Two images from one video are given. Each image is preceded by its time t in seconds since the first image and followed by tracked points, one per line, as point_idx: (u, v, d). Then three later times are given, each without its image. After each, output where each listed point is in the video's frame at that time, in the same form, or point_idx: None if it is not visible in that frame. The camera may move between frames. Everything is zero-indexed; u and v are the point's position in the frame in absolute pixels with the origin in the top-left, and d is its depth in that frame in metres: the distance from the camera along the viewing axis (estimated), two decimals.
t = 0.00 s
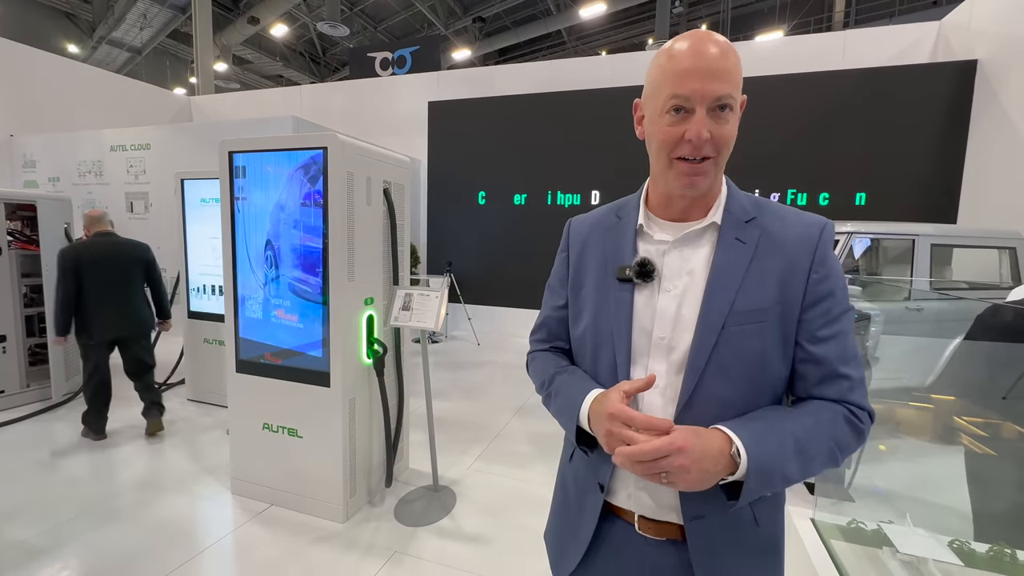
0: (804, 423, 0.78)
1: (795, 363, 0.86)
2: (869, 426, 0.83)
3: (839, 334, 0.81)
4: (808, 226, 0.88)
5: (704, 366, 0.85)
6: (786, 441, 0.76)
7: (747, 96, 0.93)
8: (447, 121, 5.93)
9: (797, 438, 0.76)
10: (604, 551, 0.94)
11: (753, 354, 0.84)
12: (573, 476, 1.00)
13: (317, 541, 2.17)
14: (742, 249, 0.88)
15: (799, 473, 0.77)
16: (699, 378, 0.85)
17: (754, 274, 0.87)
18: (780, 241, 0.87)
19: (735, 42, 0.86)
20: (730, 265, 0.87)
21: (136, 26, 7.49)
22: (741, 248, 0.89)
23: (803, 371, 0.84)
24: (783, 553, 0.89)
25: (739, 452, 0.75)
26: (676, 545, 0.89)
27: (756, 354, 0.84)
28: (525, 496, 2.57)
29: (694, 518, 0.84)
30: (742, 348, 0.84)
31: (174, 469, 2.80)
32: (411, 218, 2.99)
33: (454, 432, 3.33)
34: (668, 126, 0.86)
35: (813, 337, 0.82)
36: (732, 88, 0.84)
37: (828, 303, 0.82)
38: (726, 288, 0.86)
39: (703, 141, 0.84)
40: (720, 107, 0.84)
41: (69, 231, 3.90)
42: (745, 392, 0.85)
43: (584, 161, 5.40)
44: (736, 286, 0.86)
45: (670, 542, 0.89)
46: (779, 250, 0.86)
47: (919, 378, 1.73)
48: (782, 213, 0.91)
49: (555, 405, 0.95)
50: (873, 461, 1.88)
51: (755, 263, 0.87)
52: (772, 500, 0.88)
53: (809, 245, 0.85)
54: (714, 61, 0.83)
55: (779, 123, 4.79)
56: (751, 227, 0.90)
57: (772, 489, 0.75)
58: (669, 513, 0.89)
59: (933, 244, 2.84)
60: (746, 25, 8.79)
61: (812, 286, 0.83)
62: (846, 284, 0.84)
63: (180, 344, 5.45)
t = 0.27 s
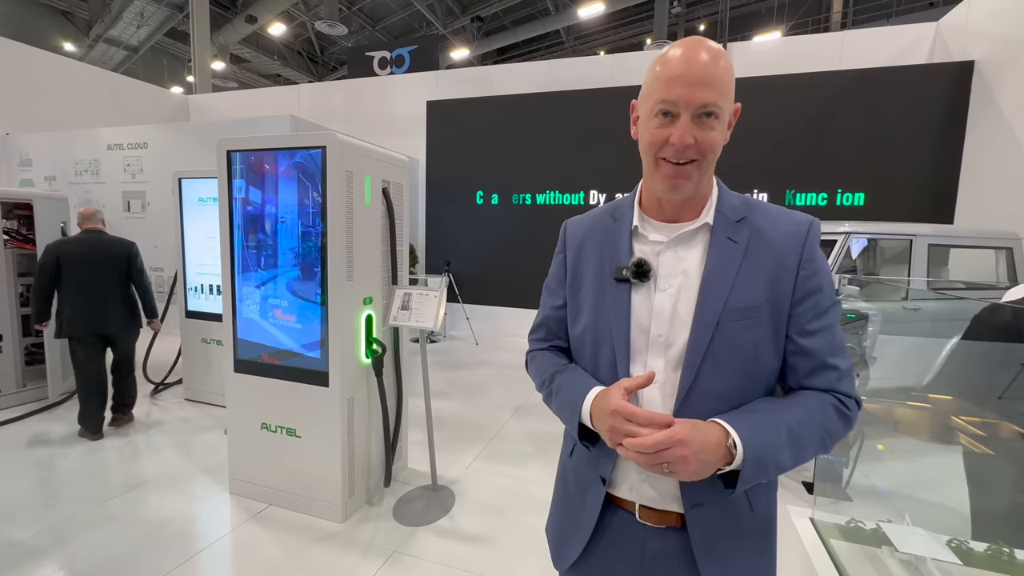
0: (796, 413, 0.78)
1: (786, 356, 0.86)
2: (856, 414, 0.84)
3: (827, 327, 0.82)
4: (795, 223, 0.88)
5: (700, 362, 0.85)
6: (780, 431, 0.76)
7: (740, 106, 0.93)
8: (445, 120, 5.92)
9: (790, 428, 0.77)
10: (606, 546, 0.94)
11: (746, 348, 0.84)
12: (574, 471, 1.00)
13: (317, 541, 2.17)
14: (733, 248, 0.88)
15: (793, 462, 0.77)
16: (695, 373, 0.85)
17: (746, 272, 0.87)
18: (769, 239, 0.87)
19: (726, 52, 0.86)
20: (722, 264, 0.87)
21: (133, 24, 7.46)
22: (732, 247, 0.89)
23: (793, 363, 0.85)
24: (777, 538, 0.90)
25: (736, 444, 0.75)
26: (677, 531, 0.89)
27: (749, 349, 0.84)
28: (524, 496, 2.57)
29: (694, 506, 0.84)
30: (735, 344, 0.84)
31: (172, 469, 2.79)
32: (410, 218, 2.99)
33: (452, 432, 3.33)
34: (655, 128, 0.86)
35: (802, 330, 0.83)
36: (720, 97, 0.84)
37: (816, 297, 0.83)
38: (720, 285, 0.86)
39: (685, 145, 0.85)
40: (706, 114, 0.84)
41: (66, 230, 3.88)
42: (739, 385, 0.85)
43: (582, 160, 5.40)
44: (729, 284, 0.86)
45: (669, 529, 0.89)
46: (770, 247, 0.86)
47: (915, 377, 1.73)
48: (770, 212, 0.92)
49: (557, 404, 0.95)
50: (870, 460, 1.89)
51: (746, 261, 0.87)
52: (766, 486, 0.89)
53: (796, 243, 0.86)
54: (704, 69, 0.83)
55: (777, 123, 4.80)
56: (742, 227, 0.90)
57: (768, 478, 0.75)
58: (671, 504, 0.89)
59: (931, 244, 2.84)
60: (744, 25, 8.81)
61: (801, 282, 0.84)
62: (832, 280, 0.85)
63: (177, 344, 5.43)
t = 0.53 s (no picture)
0: (785, 405, 0.79)
1: (776, 349, 0.87)
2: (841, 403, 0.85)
3: (814, 321, 0.83)
4: (783, 221, 0.89)
5: (694, 357, 0.85)
6: (771, 423, 0.76)
7: (733, 111, 0.93)
8: (441, 119, 5.91)
9: (781, 420, 0.77)
10: (604, 539, 0.94)
11: (738, 343, 0.85)
12: (573, 464, 1.00)
13: (312, 540, 2.16)
14: (725, 246, 0.88)
15: (783, 451, 0.78)
16: (689, 368, 0.85)
17: (737, 268, 0.87)
18: (759, 237, 0.88)
19: (720, 55, 0.86)
20: (714, 261, 0.87)
21: (126, 21, 7.40)
22: (723, 245, 0.89)
23: (783, 356, 0.85)
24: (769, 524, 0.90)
25: (730, 437, 0.75)
26: (674, 520, 0.89)
27: (740, 343, 0.85)
28: (521, 495, 2.56)
29: (690, 494, 0.84)
30: (727, 339, 0.84)
31: (166, 469, 2.77)
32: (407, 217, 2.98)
33: (449, 431, 3.32)
34: (644, 129, 0.87)
35: (791, 324, 0.84)
36: (710, 99, 0.84)
37: (804, 293, 0.84)
38: (712, 282, 0.86)
39: (671, 146, 0.85)
40: (693, 116, 0.84)
41: (58, 228, 3.84)
42: (732, 378, 0.85)
43: (579, 160, 5.40)
44: (721, 281, 0.86)
45: (666, 517, 0.89)
46: (760, 244, 0.87)
47: (909, 375, 1.75)
48: (760, 209, 0.92)
49: (556, 401, 0.95)
50: (865, 458, 1.88)
51: (737, 258, 0.88)
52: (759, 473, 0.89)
53: (785, 240, 0.87)
54: (695, 72, 0.83)
55: (773, 123, 4.82)
56: (733, 225, 0.90)
57: (760, 468, 0.76)
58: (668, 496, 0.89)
59: (924, 244, 2.86)
60: (740, 26, 8.84)
61: (790, 278, 0.84)
62: (819, 275, 0.86)
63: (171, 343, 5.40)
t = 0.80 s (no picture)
0: (777, 399, 0.80)
1: (768, 344, 0.88)
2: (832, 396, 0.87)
3: (804, 317, 0.84)
4: (773, 221, 0.90)
5: (689, 354, 0.86)
6: (764, 417, 0.77)
7: (724, 113, 0.93)
8: (437, 119, 5.90)
9: (773, 414, 0.78)
10: (603, 535, 0.94)
11: (731, 339, 0.85)
12: (571, 460, 1.00)
13: (309, 540, 2.15)
14: (717, 245, 0.89)
15: (776, 444, 0.79)
16: (684, 365, 0.86)
17: (730, 266, 0.88)
18: (751, 236, 0.88)
19: (710, 60, 0.86)
20: (707, 260, 0.88)
21: (120, 19, 7.34)
22: (716, 244, 0.89)
23: (775, 351, 0.86)
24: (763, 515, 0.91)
25: (725, 433, 0.76)
26: (672, 512, 0.90)
27: (734, 340, 0.85)
28: (518, 495, 2.57)
29: (686, 486, 0.85)
30: (721, 336, 0.85)
31: (161, 469, 2.75)
32: (404, 217, 2.98)
33: (446, 431, 3.32)
34: (636, 133, 0.87)
35: (782, 320, 0.84)
36: (700, 103, 0.84)
37: (794, 290, 0.85)
38: (706, 280, 0.87)
39: (662, 149, 0.85)
40: (683, 119, 0.85)
41: (51, 227, 3.81)
42: (727, 374, 0.86)
43: (575, 160, 5.41)
44: (715, 279, 0.87)
45: (664, 510, 0.90)
46: (752, 242, 0.87)
47: (902, 374, 1.79)
48: (751, 207, 0.93)
49: (554, 399, 0.95)
50: (860, 456, 1.85)
51: (730, 257, 0.88)
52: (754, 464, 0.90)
53: (775, 238, 0.87)
54: (685, 78, 0.83)
55: (768, 124, 4.84)
56: (725, 225, 0.90)
57: (753, 461, 0.77)
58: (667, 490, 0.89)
59: (917, 244, 2.89)
60: (735, 27, 8.88)
61: (780, 275, 0.85)
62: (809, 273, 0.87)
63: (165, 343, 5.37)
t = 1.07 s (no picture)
0: (778, 396, 0.80)
1: (768, 341, 0.88)
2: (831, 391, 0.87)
3: (803, 314, 0.84)
4: (771, 219, 0.90)
5: (691, 351, 0.86)
6: (765, 414, 0.78)
7: (721, 112, 0.93)
8: (434, 117, 5.88)
9: (774, 410, 0.79)
10: (604, 534, 0.94)
11: (732, 337, 0.85)
12: (573, 459, 1.00)
13: (306, 541, 2.14)
14: (717, 243, 0.89)
15: (777, 440, 0.80)
16: (686, 363, 0.86)
17: (730, 265, 0.88)
18: (751, 234, 0.88)
19: (705, 61, 0.86)
20: (707, 258, 0.88)
21: (113, 15, 7.28)
22: (715, 243, 0.89)
23: (774, 348, 0.87)
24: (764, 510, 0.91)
25: (728, 428, 0.76)
26: (675, 510, 0.90)
27: (734, 337, 0.85)
28: (516, 494, 2.57)
29: (690, 483, 0.85)
30: (722, 334, 0.85)
31: (156, 470, 2.74)
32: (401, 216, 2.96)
33: (443, 430, 3.32)
34: (634, 135, 0.87)
35: (781, 317, 0.85)
36: (696, 105, 0.84)
37: (794, 287, 0.85)
38: (706, 278, 0.87)
39: (660, 151, 0.85)
40: (681, 121, 0.85)
41: (44, 226, 3.77)
42: (728, 371, 0.86)
43: (572, 159, 5.41)
44: (715, 277, 0.87)
45: (666, 507, 0.90)
46: (752, 240, 0.87)
47: (897, 372, 1.80)
48: (749, 205, 0.93)
49: (557, 398, 0.95)
50: (856, 454, 1.80)
51: (730, 255, 0.88)
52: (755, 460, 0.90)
53: (773, 236, 0.87)
54: (681, 80, 0.83)
55: (764, 124, 4.86)
56: (724, 224, 0.90)
57: (755, 457, 0.77)
58: (669, 488, 0.89)
59: (913, 244, 2.91)
60: (731, 27, 8.90)
61: (780, 273, 0.85)
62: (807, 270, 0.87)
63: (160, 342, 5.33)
